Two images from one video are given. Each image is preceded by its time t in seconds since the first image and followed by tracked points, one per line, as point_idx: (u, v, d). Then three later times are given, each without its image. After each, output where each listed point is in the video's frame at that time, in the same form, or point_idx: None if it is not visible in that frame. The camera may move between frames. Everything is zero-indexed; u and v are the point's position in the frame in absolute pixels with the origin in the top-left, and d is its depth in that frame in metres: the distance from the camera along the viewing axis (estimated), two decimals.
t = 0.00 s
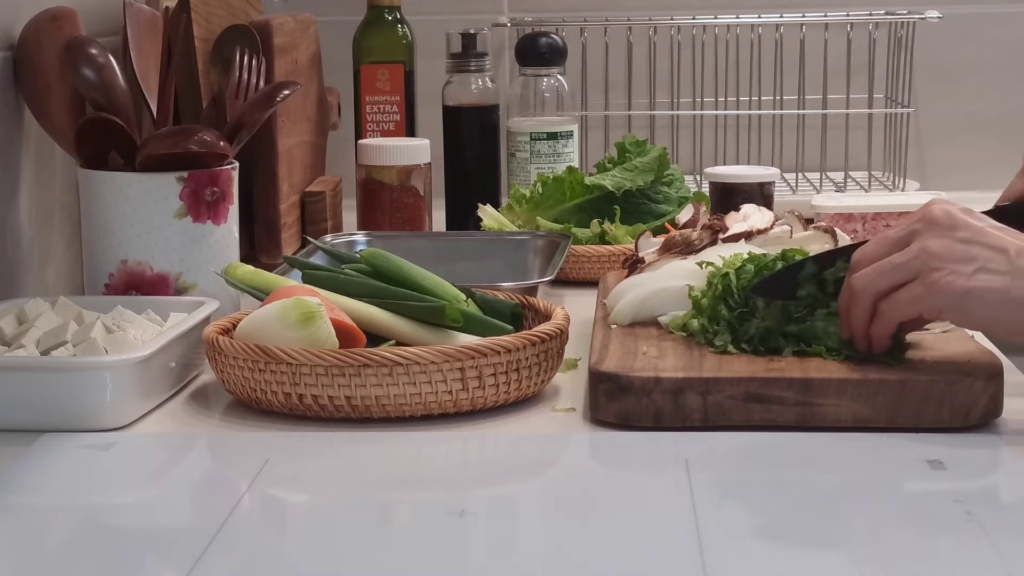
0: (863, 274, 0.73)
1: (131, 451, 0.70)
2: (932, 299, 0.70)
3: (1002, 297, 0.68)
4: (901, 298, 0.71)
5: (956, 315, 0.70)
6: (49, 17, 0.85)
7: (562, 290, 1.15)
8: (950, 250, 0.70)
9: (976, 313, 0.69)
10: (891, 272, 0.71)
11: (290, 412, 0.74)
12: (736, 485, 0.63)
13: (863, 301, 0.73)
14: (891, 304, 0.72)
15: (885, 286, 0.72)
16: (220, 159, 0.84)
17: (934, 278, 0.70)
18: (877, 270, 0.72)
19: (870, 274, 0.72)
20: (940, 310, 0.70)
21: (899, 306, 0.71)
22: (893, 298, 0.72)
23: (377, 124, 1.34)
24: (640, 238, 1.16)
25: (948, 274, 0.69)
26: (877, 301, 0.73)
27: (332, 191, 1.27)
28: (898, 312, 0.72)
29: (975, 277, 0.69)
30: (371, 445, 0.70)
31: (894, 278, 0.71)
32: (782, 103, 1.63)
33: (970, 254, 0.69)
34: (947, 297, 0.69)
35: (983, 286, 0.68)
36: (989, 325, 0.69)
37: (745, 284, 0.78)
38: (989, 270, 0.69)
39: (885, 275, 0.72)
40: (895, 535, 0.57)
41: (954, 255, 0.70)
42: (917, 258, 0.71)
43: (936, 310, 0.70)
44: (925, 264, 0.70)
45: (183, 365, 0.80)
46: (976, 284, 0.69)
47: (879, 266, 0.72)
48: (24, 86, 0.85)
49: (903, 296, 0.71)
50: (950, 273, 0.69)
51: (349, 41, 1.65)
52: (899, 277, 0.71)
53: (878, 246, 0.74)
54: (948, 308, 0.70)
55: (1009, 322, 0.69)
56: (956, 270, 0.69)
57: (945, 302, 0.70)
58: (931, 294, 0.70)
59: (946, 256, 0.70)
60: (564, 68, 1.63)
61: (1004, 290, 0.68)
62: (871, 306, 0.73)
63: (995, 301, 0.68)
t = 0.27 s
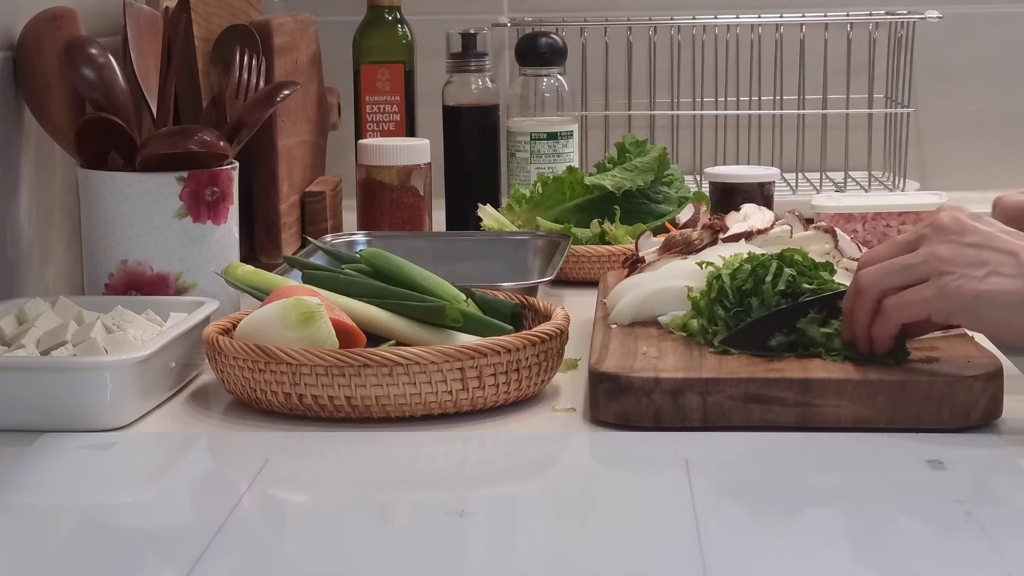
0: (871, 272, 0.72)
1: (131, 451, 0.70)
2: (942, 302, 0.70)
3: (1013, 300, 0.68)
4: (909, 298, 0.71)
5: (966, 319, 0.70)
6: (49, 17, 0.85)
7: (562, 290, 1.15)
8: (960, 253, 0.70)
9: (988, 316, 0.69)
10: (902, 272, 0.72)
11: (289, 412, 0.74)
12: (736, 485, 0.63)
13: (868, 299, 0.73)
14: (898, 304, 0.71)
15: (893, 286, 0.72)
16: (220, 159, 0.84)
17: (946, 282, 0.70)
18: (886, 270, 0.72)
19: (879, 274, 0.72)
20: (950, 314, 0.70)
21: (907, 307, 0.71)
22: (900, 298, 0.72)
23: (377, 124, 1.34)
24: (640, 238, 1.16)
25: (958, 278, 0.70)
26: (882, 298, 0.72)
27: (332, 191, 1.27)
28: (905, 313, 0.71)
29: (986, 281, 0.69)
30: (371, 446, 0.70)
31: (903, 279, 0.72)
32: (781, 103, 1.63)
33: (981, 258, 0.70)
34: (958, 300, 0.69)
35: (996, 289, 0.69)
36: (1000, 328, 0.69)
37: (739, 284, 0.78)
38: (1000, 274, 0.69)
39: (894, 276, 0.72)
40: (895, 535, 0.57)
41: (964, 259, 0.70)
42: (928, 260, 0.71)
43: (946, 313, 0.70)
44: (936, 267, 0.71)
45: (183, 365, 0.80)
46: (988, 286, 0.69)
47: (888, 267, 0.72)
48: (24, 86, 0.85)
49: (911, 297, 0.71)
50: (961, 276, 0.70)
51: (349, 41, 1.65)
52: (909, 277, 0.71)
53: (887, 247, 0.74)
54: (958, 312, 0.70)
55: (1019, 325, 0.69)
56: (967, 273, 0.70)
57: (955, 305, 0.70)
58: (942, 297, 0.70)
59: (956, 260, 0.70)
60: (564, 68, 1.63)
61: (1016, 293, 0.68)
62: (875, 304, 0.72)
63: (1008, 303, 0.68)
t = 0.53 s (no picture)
0: (851, 277, 0.72)
1: (131, 451, 0.70)
2: (920, 302, 0.70)
3: (989, 301, 0.68)
4: (889, 301, 0.71)
5: (944, 319, 0.70)
6: (49, 17, 0.84)
7: (562, 290, 1.15)
8: (938, 254, 0.70)
9: (965, 316, 0.69)
10: (879, 276, 0.71)
11: (290, 412, 0.74)
12: (736, 485, 0.64)
13: (852, 304, 0.73)
14: (880, 307, 0.72)
15: (874, 290, 0.72)
16: (220, 159, 0.84)
17: (923, 283, 0.70)
18: (865, 273, 0.72)
19: (858, 278, 0.72)
20: (929, 314, 0.70)
21: (888, 309, 0.71)
22: (881, 300, 0.72)
23: (377, 123, 1.34)
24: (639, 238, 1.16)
25: (935, 279, 0.69)
26: (866, 303, 0.73)
27: (332, 191, 1.28)
28: (888, 315, 0.72)
29: (962, 281, 0.69)
30: (372, 445, 0.70)
31: (882, 281, 0.71)
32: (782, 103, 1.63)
33: (959, 258, 0.69)
34: (936, 301, 0.69)
35: (972, 290, 0.68)
36: (977, 327, 0.69)
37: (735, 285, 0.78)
38: (977, 274, 0.69)
39: (874, 279, 0.71)
40: (895, 535, 0.57)
41: (941, 259, 0.70)
42: (904, 261, 0.71)
43: (924, 313, 0.70)
44: (913, 268, 0.70)
45: (184, 365, 0.80)
46: (964, 287, 0.69)
47: (867, 270, 0.72)
48: (24, 86, 0.85)
49: (892, 300, 0.71)
50: (937, 277, 0.69)
51: (349, 41, 1.65)
52: (887, 280, 0.71)
53: (864, 247, 0.73)
54: (936, 312, 0.70)
55: (999, 325, 0.69)
56: (944, 273, 0.69)
57: (933, 306, 0.70)
58: (920, 297, 0.70)
59: (934, 260, 0.70)
60: (564, 68, 1.63)
61: (991, 295, 0.68)
62: (860, 308, 0.73)
63: (984, 305, 0.68)
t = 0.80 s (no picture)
0: (859, 274, 0.72)
1: (131, 451, 0.70)
2: (931, 304, 0.70)
3: (1002, 303, 0.68)
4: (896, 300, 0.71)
5: (955, 322, 0.70)
6: (49, 17, 0.84)
7: (562, 290, 1.15)
8: (950, 258, 0.70)
9: (977, 319, 0.69)
10: (889, 275, 0.71)
11: (289, 412, 0.74)
12: (736, 484, 0.63)
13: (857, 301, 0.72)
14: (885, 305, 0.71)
15: (881, 288, 0.71)
16: (220, 159, 0.84)
17: (937, 285, 0.69)
18: (874, 271, 0.72)
19: (866, 275, 0.72)
20: (940, 317, 0.70)
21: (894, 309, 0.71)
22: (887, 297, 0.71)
23: (377, 124, 1.34)
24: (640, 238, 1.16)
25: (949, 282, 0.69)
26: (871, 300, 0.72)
27: (332, 191, 1.28)
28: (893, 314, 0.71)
29: (977, 284, 0.69)
30: (372, 445, 0.70)
31: (892, 281, 0.71)
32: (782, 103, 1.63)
33: (972, 262, 0.69)
34: (949, 303, 0.69)
35: (986, 293, 0.68)
36: (987, 331, 0.69)
37: (721, 283, 0.78)
38: (992, 277, 0.69)
39: (881, 278, 0.71)
40: (895, 535, 0.57)
41: (955, 262, 0.70)
42: (917, 263, 0.70)
43: (934, 315, 0.70)
44: (925, 270, 0.70)
45: (183, 365, 0.80)
46: (978, 291, 0.69)
47: (877, 268, 0.71)
48: (24, 86, 0.85)
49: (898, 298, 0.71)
50: (951, 280, 0.69)
51: (349, 41, 1.65)
52: (898, 280, 0.71)
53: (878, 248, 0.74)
54: (948, 314, 0.69)
55: (1009, 328, 0.69)
56: (958, 277, 0.69)
57: (945, 308, 0.69)
58: (932, 300, 0.70)
59: (947, 264, 0.70)
60: (564, 68, 1.63)
61: (1006, 297, 0.68)
62: (864, 304, 0.72)
63: (998, 308, 0.68)
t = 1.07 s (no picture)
0: (855, 278, 0.73)
1: (131, 451, 0.70)
2: (923, 304, 0.70)
3: (994, 304, 0.68)
4: (892, 302, 0.71)
5: (947, 321, 0.69)
6: (49, 17, 0.84)
7: (562, 290, 1.15)
8: (944, 257, 0.69)
9: (968, 319, 0.69)
10: (883, 277, 0.71)
11: (289, 412, 0.74)
12: (736, 484, 0.63)
13: (856, 304, 0.73)
14: (882, 308, 0.72)
15: (877, 291, 0.72)
16: (220, 159, 0.84)
17: (928, 284, 0.69)
18: (870, 274, 0.72)
19: (862, 278, 0.72)
20: (933, 315, 0.70)
21: (891, 310, 0.71)
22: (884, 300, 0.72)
23: (377, 124, 1.34)
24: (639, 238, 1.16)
25: (940, 280, 0.69)
26: (869, 304, 0.72)
27: (332, 191, 1.27)
28: (891, 316, 0.72)
29: (968, 284, 0.69)
30: (372, 445, 0.70)
31: (887, 283, 0.71)
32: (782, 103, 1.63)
33: (964, 261, 0.69)
34: (940, 302, 0.69)
35: (977, 293, 0.68)
36: (980, 331, 0.69)
37: (728, 285, 0.78)
38: (983, 277, 0.69)
39: (877, 281, 0.71)
40: (895, 535, 0.57)
41: (947, 261, 0.69)
42: (908, 263, 0.70)
43: (927, 314, 0.70)
44: (919, 270, 0.70)
45: (184, 365, 0.80)
46: (969, 290, 0.68)
47: (871, 271, 0.72)
48: (24, 86, 0.85)
49: (894, 300, 0.71)
50: (943, 279, 0.69)
51: (349, 41, 1.65)
52: (891, 281, 0.71)
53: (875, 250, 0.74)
54: (940, 313, 0.69)
55: (1007, 328, 0.69)
56: (951, 276, 0.69)
57: (936, 307, 0.69)
58: (924, 299, 0.70)
59: (940, 263, 0.69)
60: (564, 68, 1.63)
61: (997, 297, 0.68)
62: (864, 308, 0.73)
63: (989, 307, 0.68)
